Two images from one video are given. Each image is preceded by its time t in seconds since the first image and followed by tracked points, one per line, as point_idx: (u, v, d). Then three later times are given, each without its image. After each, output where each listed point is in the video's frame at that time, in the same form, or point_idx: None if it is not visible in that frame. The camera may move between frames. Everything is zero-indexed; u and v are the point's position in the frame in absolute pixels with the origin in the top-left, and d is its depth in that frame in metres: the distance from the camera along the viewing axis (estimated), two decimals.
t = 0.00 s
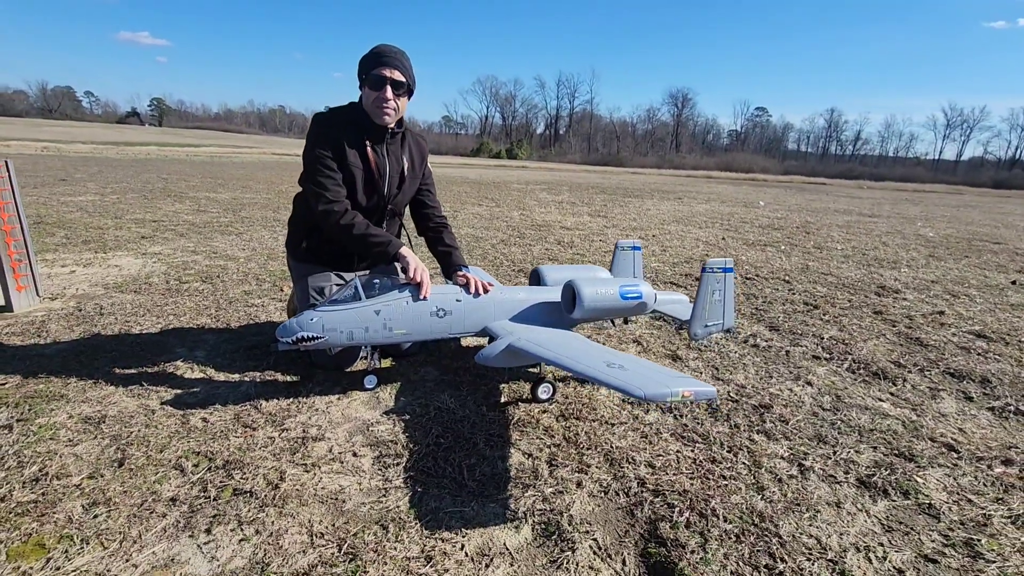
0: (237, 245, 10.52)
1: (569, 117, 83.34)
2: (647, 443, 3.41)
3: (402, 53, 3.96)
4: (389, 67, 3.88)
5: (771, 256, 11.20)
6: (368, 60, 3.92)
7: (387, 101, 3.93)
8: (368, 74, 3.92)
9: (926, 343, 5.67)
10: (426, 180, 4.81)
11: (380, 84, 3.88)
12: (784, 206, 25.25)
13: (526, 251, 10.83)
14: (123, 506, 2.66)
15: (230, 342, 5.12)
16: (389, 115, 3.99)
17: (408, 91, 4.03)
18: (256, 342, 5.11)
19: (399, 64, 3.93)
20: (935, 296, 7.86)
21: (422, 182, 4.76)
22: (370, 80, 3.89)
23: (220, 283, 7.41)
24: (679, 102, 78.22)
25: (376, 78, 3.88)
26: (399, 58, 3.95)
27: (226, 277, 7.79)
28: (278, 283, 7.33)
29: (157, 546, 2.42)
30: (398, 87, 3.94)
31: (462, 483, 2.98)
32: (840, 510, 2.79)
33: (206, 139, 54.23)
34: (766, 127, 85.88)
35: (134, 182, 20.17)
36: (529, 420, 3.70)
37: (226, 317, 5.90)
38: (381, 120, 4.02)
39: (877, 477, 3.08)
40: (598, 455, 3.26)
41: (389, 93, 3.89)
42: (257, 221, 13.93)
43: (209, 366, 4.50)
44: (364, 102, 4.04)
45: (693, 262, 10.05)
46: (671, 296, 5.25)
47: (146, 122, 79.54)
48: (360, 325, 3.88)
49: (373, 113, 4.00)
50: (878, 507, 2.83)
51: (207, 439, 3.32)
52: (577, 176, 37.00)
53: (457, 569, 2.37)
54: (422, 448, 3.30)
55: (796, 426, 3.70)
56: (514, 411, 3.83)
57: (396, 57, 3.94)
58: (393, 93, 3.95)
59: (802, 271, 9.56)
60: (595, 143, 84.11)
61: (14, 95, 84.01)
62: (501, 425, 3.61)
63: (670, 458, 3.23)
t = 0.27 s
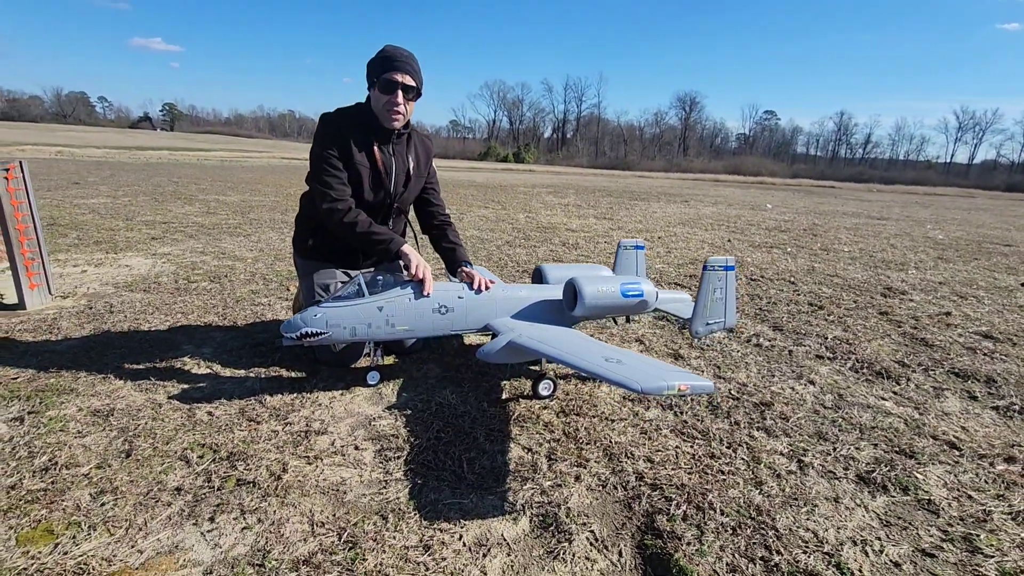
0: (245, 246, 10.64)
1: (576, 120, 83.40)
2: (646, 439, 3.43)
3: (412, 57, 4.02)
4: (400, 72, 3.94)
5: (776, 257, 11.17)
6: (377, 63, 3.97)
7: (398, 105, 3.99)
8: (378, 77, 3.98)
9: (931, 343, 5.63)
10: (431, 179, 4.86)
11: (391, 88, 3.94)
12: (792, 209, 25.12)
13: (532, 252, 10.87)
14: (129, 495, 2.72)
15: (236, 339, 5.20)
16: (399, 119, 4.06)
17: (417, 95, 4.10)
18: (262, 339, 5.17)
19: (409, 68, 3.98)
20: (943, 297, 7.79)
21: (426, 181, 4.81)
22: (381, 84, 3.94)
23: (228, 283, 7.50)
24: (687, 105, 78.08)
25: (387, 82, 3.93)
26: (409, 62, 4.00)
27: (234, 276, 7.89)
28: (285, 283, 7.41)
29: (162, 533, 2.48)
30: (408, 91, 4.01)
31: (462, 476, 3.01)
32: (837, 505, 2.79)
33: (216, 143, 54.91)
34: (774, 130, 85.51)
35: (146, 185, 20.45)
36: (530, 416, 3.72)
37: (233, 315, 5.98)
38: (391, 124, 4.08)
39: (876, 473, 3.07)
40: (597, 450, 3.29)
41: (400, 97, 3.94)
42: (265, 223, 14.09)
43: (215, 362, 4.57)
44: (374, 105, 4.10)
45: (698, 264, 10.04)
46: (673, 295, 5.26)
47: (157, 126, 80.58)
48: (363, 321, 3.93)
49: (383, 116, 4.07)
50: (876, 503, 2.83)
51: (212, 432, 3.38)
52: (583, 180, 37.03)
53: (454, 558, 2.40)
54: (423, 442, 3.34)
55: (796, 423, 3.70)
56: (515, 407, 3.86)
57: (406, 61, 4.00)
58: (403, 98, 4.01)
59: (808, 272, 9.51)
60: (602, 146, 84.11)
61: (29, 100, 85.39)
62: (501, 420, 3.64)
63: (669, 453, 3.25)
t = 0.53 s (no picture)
0: (252, 246, 10.77)
1: (585, 119, 83.15)
2: (637, 433, 3.42)
3: (409, 55, 4.07)
4: (399, 69, 3.99)
5: (783, 254, 11.04)
6: (373, 58, 4.00)
7: (396, 103, 4.06)
8: (375, 73, 4.01)
9: (936, 339, 5.54)
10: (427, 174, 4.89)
11: (389, 85, 3.99)
12: (803, 206, 24.81)
13: (535, 250, 10.86)
14: (122, 485, 2.78)
15: (236, 335, 5.26)
16: (396, 116, 4.13)
17: (413, 92, 4.17)
18: (262, 335, 5.23)
19: (407, 65, 4.04)
20: (952, 293, 7.65)
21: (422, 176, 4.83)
22: (379, 80, 3.98)
23: (233, 281, 7.59)
24: (697, 103, 77.51)
25: (386, 79, 3.98)
26: (407, 60, 4.06)
27: (239, 275, 7.98)
28: (288, 281, 7.48)
29: (151, 522, 2.53)
30: (406, 89, 4.07)
31: (449, 468, 3.03)
32: (827, 498, 2.76)
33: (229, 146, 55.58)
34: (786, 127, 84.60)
35: (158, 187, 20.76)
36: (522, 410, 3.73)
37: (235, 312, 6.06)
38: (388, 121, 4.15)
39: (868, 467, 3.04)
40: (586, 443, 3.29)
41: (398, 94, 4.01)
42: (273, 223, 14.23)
43: (215, 357, 4.63)
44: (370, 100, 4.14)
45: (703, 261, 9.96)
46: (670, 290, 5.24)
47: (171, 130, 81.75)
48: (357, 316, 3.96)
49: (381, 113, 4.12)
50: (867, 496, 2.79)
51: (206, 424, 3.43)
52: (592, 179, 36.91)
53: (436, 548, 2.41)
54: (413, 436, 3.36)
55: (790, 418, 3.67)
56: (507, 401, 3.87)
57: (404, 59, 4.05)
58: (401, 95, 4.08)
59: (814, 269, 9.40)
60: (612, 145, 83.76)
61: (47, 106, 87.04)
62: (493, 414, 3.65)
63: (658, 447, 3.24)
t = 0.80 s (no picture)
0: (264, 248, 10.97)
1: (597, 119, 82.91)
2: (631, 429, 3.47)
3: (405, 60, 4.20)
4: (397, 74, 4.13)
5: (793, 252, 10.95)
6: (371, 64, 4.14)
7: (393, 106, 4.20)
8: (373, 78, 4.14)
9: (942, 337, 5.49)
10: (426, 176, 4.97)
11: (387, 89, 4.12)
12: (816, 204, 24.49)
13: (542, 251, 10.91)
14: (131, 478, 2.92)
15: (245, 336, 5.40)
16: (394, 119, 4.27)
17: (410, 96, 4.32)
18: (270, 336, 5.37)
19: (404, 71, 4.18)
20: (963, 291, 7.54)
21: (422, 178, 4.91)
22: (377, 84, 4.12)
23: (244, 283, 7.77)
24: (710, 101, 76.84)
25: (384, 83, 4.11)
26: (404, 65, 4.20)
27: (250, 277, 8.16)
28: (297, 283, 7.63)
29: (158, 513, 2.65)
30: (403, 93, 4.22)
31: (445, 463, 3.11)
32: (816, 494, 2.79)
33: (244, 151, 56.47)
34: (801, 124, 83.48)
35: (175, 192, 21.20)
36: (519, 407, 3.80)
37: (245, 313, 6.21)
38: (386, 123, 4.28)
39: (860, 464, 3.05)
40: (581, 440, 3.34)
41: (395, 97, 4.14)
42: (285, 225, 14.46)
43: (223, 357, 4.77)
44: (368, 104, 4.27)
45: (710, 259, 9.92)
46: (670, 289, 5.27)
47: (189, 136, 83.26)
48: (359, 316, 4.06)
49: (379, 116, 4.25)
50: (856, 492, 2.81)
51: (213, 421, 3.55)
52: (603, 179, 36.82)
53: (428, 540, 2.50)
54: (411, 432, 3.44)
55: (786, 415, 3.69)
56: (506, 399, 3.93)
57: (402, 64, 4.19)
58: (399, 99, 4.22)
59: (823, 267, 9.31)
60: (624, 144, 83.39)
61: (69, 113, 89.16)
62: (490, 412, 3.72)
63: (651, 443, 3.29)
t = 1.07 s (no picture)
0: (280, 253, 11.19)
1: (609, 122, 82.83)
2: (637, 431, 3.52)
3: (403, 70, 4.27)
4: (394, 86, 4.20)
5: (806, 256, 10.87)
6: (369, 75, 4.22)
7: (391, 116, 4.28)
8: (372, 89, 4.21)
9: (955, 340, 5.43)
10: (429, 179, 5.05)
11: (385, 100, 4.20)
12: (832, 206, 24.21)
13: (553, 255, 10.97)
14: (152, 475, 3.04)
15: (261, 339, 5.54)
16: (393, 128, 4.36)
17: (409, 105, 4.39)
18: (285, 339, 5.50)
19: (401, 81, 4.24)
20: (979, 294, 7.44)
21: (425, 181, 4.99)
22: (375, 96, 4.19)
23: (260, 287, 7.94)
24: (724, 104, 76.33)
25: (381, 95, 4.19)
26: (401, 75, 4.26)
27: (266, 282, 8.33)
28: (311, 287, 7.78)
29: (177, 508, 2.76)
30: (401, 103, 4.29)
31: (453, 463, 3.18)
32: (819, 496, 2.82)
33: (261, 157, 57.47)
34: (817, 126, 82.55)
35: (194, 199, 21.65)
36: (527, 409, 3.86)
37: (262, 317, 6.37)
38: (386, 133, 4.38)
39: (865, 466, 3.07)
40: (587, 441, 3.40)
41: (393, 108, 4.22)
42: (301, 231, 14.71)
43: (240, 359, 4.91)
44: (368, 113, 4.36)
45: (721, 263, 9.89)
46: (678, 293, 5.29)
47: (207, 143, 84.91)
48: (370, 319, 4.16)
49: (378, 125, 4.34)
50: (861, 494, 2.83)
51: (230, 421, 3.67)
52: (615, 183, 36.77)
53: (436, 536, 2.57)
54: (420, 433, 3.52)
55: (793, 418, 3.70)
56: (514, 401, 4.00)
57: (400, 74, 4.25)
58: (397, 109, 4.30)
59: (837, 270, 9.24)
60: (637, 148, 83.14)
61: (93, 123, 91.43)
62: (498, 413, 3.79)
63: (656, 445, 3.33)
